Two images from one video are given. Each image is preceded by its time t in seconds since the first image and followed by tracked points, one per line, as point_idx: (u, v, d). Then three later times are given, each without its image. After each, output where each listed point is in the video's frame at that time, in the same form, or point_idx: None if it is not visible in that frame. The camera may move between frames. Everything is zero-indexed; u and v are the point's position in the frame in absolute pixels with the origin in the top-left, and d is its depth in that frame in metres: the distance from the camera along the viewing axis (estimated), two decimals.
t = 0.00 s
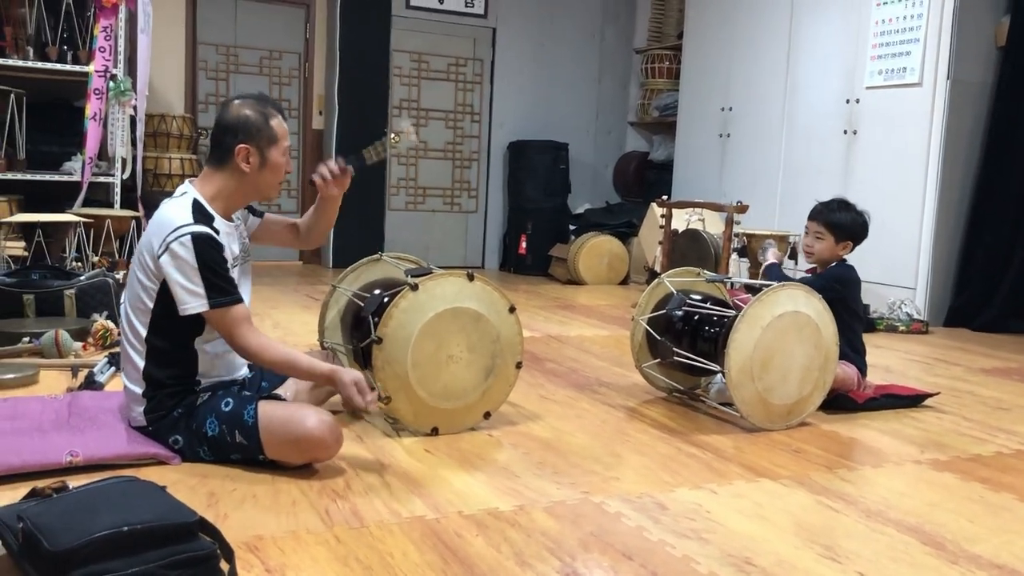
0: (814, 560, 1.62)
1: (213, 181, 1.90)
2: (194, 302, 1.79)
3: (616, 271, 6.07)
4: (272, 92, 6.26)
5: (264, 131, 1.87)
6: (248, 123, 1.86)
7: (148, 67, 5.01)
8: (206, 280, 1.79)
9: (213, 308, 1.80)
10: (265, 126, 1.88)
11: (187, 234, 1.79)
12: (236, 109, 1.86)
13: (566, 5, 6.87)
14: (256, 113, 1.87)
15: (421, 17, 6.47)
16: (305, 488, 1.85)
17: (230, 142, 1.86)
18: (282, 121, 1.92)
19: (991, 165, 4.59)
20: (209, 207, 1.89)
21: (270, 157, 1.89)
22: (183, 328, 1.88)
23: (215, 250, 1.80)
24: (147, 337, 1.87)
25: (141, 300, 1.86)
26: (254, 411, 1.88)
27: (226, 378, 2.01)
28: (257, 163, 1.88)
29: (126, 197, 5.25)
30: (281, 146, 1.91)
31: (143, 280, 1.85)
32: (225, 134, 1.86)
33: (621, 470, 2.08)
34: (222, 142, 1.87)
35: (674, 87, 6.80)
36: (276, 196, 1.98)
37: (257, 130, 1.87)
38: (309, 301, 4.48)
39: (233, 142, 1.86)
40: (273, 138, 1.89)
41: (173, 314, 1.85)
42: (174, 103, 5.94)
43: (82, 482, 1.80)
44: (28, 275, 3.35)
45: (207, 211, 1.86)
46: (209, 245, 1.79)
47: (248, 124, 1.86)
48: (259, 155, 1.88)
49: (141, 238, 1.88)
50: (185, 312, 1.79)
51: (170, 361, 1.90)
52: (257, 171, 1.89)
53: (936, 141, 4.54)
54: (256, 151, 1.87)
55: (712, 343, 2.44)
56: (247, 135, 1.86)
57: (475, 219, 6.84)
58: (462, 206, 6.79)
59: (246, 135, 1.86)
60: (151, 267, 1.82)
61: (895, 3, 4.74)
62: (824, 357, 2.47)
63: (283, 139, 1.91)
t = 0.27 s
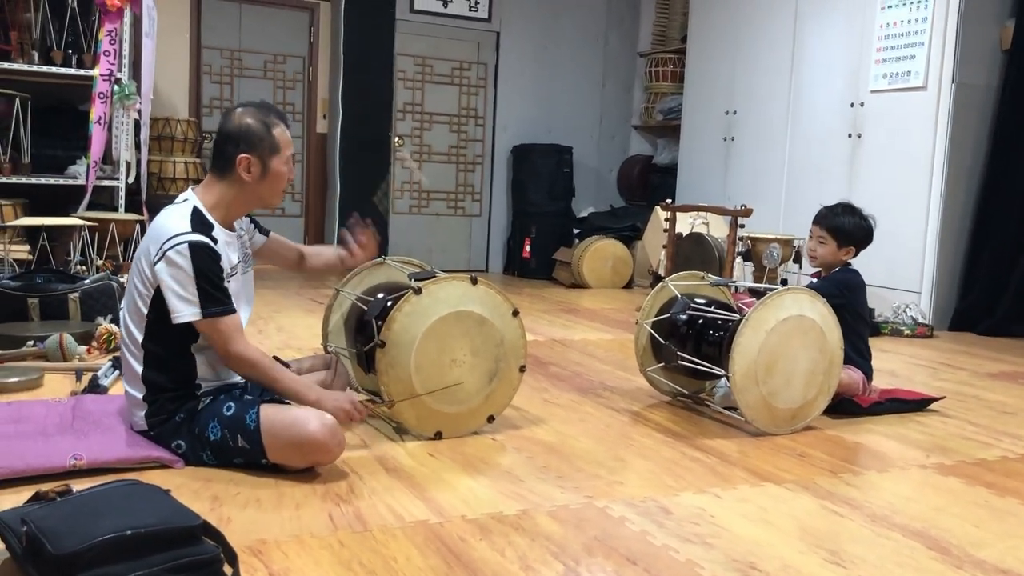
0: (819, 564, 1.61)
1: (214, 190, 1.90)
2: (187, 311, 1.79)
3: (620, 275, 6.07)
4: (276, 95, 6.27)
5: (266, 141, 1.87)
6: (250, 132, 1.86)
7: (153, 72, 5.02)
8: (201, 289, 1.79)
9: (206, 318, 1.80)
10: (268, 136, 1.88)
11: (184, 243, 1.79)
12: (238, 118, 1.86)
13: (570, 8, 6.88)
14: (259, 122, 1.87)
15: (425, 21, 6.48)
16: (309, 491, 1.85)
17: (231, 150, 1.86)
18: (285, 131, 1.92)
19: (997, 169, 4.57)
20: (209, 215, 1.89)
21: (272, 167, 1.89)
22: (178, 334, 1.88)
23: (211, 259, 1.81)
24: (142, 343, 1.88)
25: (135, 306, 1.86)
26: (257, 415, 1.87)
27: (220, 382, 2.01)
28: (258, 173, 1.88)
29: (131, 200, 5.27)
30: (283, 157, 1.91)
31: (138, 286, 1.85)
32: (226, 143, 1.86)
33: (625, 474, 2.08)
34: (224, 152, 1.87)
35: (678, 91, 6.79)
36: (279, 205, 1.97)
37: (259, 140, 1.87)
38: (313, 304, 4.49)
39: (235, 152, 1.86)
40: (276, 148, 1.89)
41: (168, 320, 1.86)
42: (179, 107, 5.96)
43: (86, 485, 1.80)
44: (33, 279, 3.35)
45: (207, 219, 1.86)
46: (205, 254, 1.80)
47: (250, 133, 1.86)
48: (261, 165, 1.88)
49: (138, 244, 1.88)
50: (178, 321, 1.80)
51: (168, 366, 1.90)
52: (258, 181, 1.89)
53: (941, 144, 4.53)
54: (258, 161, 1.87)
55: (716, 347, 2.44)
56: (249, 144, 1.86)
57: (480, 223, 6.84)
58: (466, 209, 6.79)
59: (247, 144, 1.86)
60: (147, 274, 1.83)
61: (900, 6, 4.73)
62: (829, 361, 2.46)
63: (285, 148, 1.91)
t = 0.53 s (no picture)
0: (821, 568, 1.61)
1: (216, 191, 1.90)
2: (191, 312, 1.79)
3: (621, 278, 6.07)
4: (278, 99, 6.27)
5: (273, 148, 1.87)
6: (258, 137, 1.85)
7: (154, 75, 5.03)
8: (204, 291, 1.79)
9: (210, 319, 1.79)
10: (275, 142, 1.87)
11: (187, 244, 1.79)
12: (248, 121, 1.86)
13: (571, 11, 6.88)
14: (267, 127, 1.86)
15: (426, 24, 6.48)
16: (309, 495, 1.85)
17: (236, 153, 1.86)
18: (294, 138, 1.91)
19: (999, 172, 4.57)
20: (210, 216, 1.89)
21: (276, 172, 1.89)
22: (183, 336, 1.88)
23: (214, 261, 1.80)
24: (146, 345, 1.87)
25: (140, 307, 1.86)
26: (258, 418, 1.87)
27: (225, 386, 2.01)
28: (262, 177, 1.89)
29: (133, 203, 5.27)
30: (288, 164, 1.90)
31: (142, 287, 1.85)
32: (233, 146, 1.86)
33: (627, 478, 2.08)
34: (230, 154, 1.87)
35: (680, 94, 6.80)
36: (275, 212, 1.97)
37: (266, 145, 1.86)
38: (314, 307, 4.49)
39: (240, 153, 1.86)
40: (282, 155, 1.89)
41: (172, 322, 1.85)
42: (180, 111, 5.97)
43: (87, 489, 1.80)
44: (34, 282, 3.35)
45: (208, 220, 1.86)
46: (208, 256, 1.79)
47: (258, 138, 1.85)
48: (265, 170, 1.88)
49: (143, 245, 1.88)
50: (183, 322, 1.80)
51: (170, 369, 1.89)
52: (260, 184, 1.89)
53: (943, 147, 4.53)
54: (262, 165, 1.87)
55: (717, 350, 2.44)
56: (256, 148, 1.85)
57: (481, 226, 6.85)
58: (467, 212, 6.79)
59: (253, 149, 1.85)
60: (150, 275, 1.83)
61: (901, 10, 4.73)
62: (830, 364, 2.45)
63: (293, 156, 1.91)
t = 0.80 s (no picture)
0: (821, 572, 1.60)
1: (217, 198, 1.90)
2: (195, 319, 1.79)
3: (622, 282, 6.07)
4: (279, 102, 6.28)
5: (264, 144, 1.87)
6: (247, 137, 1.85)
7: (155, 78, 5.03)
8: (208, 297, 1.79)
9: (214, 325, 1.80)
10: (264, 139, 1.87)
11: (191, 251, 1.79)
12: (234, 124, 1.86)
13: (572, 15, 6.89)
14: (254, 126, 1.87)
15: (427, 28, 6.49)
16: (310, 498, 1.85)
17: (230, 158, 1.86)
18: (282, 131, 1.91)
19: (999, 176, 4.57)
20: (214, 223, 1.90)
21: (272, 168, 1.89)
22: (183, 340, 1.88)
23: (217, 267, 1.80)
24: (147, 349, 1.87)
25: (141, 313, 1.86)
26: (259, 422, 1.87)
27: (226, 388, 2.02)
28: (259, 177, 1.89)
29: (134, 207, 5.28)
30: (282, 157, 1.91)
31: (144, 294, 1.85)
32: (225, 151, 1.86)
33: (627, 481, 2.07)
34: (224, 159, 1.87)
35: (680, 98, 6.81)
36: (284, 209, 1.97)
37: (256, 143, 1.86)
38: (315, 311, 4.49)
39: (234, 158, 1.86)
40: (274, 150, 1.89)
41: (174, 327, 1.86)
42: (181, 114, 5.97)
43: (87, 492, 1.80)
44: (35, 285, 3.35)
45: (211, 227, 1.87)
46: (210, 261, 1.80)
47: (247, 138, 1.85)
48: (260, 169, 1.88)
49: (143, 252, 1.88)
50: (185, 328, 1.80)
51: (171, 372, 1.89)
52: (260, 186, 1.89)
53: (943, 152, 4.53)
54: (257, 164, 1.87)
55: (718, 354, 2.44)
56: (247, 149, 1.86)
57: (482, 229, 6.85)
58: (468, 216, 6.79)
59: (245, 149, 1.86)
60: (153, 282, 1.83)
61: (901, 14, 4.73)
62: (831, 368, 2.45)
63: (284, 150, 1.91)
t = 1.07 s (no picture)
0: None
1: (217, 200, 1.91)
2: (192, 319, 1.79)
3: (623, 286, 6.07)
4: (280, 106, 6.28)
5: (278, 158, 1.87)
6: (262, 147, 1.86)
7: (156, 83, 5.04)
8: (205, 298, 1.79)
9: (211, 326, 1.80)
10: (279, 152, 1.88)
11: (190, 252, 1.79)
12: (252, 131, 1.87)
13: (573, 20, 6.90)
14: (272, 137, 1.87)
15: (428, 33, 6.50)
16: (310, 502, 1.84)
17: (240, 162, 1.86)
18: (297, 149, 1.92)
19: (999, 181, 4.57)
20: (212, 225, 1.90)
21: (280, 182, 1.89)
22: (181, 340, 1.88)
23: (215, 269, 1.80)
24: (145, 351, 1.87)
25: (140, 314, 1.86)
26: (259, 424, 1.87)
27: (224, 390, 2.01)
28: (264, 187, 1.89)
29: (135, 210, 5.28)
30: (291, 174, 1.91)
31: (143, 295, 1.85)
32: (237, 155, 1.86)
33: (628, 486, 2.07)
34: (232, 163, 1.87)
35: (681, 102, 6.81)
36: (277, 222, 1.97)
37: (270, 155, 1.87)
38: (316, 315, 4.49)
39: (243, 163, 1.86)
40: (285, 165, 1.89)
41: (172, 329, 1.86)
42: (182, 118, 5.98)
43: (88, 496, 1.80)
44: (36, 288, 3.35)
45: (210, 229, 1.87)
46: (209, 264, 1.80)
47: (261, 147, 1.86)
48: (267, 179, 1.88)
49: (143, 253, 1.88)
50: (184, 329, 1.80)
51: (170, 375, 1.89)
52: (262, 195, 1.89)
53: (944, 157, 4.54)
54: (265, 175, 1.87)
55: (718, 358, 2.44)
56: (258, 157, 1.86)
57: (482, 234, 6.85)
58: (469, 220, 6.80)
59: (258, 158, 1.86)
60: (152, 283, 1.83)
61: (901, 19, 4.74)
62: (831, 372, 2.45)
63: (294, 166, 1.91)
